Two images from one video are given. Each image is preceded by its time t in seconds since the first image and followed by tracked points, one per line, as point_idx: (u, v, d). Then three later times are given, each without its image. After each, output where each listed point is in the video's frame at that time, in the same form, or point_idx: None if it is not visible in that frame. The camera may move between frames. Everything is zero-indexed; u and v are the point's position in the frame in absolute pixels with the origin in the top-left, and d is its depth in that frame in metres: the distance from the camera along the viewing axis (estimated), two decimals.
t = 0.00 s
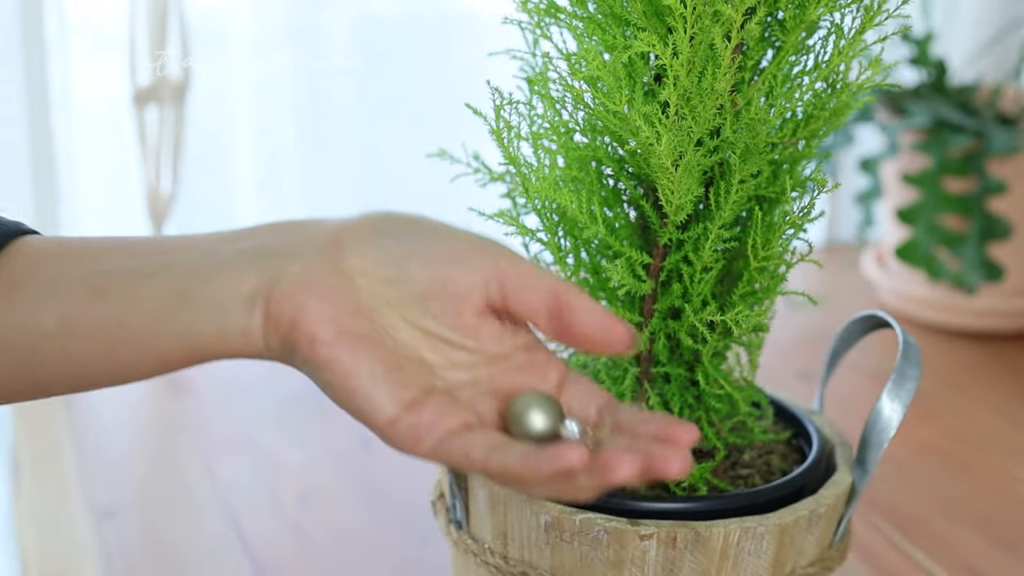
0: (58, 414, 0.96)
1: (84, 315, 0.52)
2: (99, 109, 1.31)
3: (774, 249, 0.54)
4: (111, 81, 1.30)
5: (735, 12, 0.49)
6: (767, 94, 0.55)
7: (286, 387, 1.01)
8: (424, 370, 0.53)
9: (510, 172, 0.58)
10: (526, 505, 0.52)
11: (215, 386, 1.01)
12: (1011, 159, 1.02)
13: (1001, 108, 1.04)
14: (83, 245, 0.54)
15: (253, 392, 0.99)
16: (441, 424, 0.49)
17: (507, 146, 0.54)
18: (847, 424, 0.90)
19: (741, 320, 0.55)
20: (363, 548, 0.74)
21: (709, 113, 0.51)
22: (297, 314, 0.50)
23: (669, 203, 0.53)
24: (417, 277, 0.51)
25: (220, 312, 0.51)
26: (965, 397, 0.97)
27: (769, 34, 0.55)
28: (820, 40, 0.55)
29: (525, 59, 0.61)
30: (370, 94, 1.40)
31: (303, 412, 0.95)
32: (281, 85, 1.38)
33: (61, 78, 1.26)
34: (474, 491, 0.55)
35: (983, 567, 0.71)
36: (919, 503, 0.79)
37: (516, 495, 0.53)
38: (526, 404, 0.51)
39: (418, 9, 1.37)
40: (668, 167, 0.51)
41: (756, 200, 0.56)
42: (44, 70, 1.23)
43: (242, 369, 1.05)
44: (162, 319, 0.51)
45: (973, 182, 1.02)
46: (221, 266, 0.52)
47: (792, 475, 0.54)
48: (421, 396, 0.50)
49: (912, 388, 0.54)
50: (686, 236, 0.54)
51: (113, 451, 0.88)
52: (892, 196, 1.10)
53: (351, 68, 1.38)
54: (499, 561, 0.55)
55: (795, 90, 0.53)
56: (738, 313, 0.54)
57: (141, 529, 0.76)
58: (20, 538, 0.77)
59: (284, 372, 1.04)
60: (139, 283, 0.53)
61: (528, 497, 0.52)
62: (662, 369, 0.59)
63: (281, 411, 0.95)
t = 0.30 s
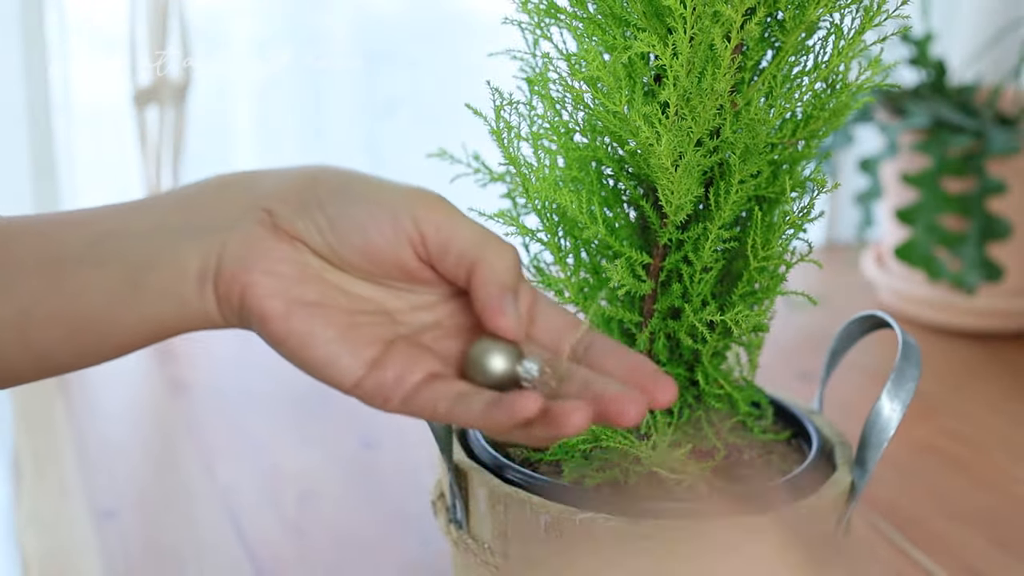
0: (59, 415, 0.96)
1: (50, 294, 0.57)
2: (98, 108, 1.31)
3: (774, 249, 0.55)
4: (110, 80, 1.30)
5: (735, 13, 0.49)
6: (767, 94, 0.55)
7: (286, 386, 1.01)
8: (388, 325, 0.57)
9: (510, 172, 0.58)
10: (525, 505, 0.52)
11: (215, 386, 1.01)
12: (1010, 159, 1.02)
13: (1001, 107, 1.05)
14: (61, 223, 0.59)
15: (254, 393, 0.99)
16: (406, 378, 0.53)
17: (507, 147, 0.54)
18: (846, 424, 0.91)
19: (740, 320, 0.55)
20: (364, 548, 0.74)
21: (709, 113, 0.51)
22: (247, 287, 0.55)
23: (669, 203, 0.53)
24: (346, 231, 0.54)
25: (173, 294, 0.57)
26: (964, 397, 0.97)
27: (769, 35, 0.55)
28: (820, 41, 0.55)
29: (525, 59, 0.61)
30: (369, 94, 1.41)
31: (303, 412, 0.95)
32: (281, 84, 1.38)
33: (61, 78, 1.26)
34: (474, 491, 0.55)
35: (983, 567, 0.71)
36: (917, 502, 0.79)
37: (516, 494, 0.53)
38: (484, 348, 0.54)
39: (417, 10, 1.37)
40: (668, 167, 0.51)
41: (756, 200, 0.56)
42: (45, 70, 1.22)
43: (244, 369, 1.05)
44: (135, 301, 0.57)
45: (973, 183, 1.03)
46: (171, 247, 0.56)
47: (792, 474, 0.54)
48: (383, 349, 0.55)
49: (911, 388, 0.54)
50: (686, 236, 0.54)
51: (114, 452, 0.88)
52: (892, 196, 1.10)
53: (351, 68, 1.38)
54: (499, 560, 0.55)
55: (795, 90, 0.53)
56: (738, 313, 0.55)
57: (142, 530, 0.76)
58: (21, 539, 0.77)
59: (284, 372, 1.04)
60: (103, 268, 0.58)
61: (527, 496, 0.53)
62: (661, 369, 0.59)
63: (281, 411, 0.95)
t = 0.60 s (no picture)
0: (57, 418, 0.95)
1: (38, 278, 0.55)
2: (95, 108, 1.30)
3: (777, 248, 0.54)
4: (106, 82, 1.30)
5: (737, 8, 0.48)
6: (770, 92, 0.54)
7: (286, 387, 1.00)
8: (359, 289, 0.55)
9: (510, 170, 0.58)
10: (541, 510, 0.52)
11: (216, 388, 1.00)
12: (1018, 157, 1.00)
13: (1008, 105, 1.02)
14: (20, 198, 0.54)
15: (252, 395, 0.99)
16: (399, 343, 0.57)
17: (507, 145, 0.55)
18: (849, 426, 0.90)
19: (743, 320, 0.54)
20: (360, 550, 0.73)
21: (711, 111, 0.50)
22: (198, 312, 0.57)
23: (670, 202, 0.52)
24: (258, 294, 0.52)
25: (162, 286, 0.56)
26: (969, 398, 0.96)
27: (773, 31, 0.54)
28: (824, 37, 0.54)
29: (525, 56, 0.60)
30: (368, 94, 1.40)
31: (302, 413, 0.95)
32: (280, 85, 1.38)
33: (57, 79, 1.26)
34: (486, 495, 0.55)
35: (984, 568, 0.70)
36: (922, 504, 0.78)
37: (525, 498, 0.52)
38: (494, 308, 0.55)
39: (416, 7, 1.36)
40: (669, 165, 0.50)
41: (760, 199, 0.56)
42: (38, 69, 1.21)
43: (241, 369, 1.05)
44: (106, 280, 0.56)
45: (977, 181, 1.02)
46: (137, 251, 0.54)
47: (796, 477, 0.53)
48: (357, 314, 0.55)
49: (916, 389, 0.53)
50: (688, 236, 0.54)
51: (110, 454, 0.88)
52: (897, 194, 1.09)
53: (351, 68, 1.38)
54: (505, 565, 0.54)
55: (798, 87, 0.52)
56: (741, 313, 0.54)
57: (138, 533, 0.76)
58: (16, 542, 0.76)
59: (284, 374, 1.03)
60: (77, 245, 0.55)
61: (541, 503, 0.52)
62: (663, 370, 0.58)
63: (279, 413, 0.95)
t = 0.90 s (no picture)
0: (56, 419, 0.95)
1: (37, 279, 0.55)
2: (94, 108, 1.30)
3: (777, 248, 0.54)
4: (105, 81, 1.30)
5: (737, 9, 0.48)
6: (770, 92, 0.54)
7: (284, 387, 1.00)
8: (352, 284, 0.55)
9: (510, 170, 0.58)
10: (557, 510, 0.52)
11: (216, 389, 1.00)
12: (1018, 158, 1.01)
13: (1007, 104, 1.04)
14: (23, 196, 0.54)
15: (251, 396, 0.98)
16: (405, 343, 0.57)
17: (507, 145, 0.55)
18: (850, 426, 0.90)
19: (743, 320, 0.54)
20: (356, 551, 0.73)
21: (710, 111, 0.50)
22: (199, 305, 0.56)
23: (670, 202, 0.52)
24: (256, 283, 0.51)
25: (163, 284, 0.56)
26: (970, 398, 0.96)
27: (772, 31, 0.54)
28: (824, 37, 0.54)
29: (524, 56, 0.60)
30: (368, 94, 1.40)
31: (301, 413, 0.95)
32: (280, 84, 1.38)
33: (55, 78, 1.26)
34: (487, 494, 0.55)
35: (985, 568, 0.70)
36: (923, 504, 0.78)
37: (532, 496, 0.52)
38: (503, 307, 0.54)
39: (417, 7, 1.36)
40: (669, 165, 0.50)
41: (759, 199, 0.56)
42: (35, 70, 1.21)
43: (240, 369, 1.05)
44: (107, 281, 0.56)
45: (977, 181, 1.02)
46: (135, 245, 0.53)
47: (796, 478, 0.53)
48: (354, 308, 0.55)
49: (916, 389, 0.53)
50: (688, 236, 0.54)
51: (109, 454, 0.87)
52: (898, 194, 1.09)
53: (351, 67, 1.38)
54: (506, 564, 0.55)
55: (798, 87, 0.52)
56: (741, 313, 0.54)
57: (136, 534, 0.76)
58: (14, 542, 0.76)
59: (283, 374, 1.03)
60: (78, 242, 0.54)
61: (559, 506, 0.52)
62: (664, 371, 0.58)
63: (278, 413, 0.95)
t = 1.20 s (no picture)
0: (56, 417, 0.95)
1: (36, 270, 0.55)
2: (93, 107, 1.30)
3: (777, 248, 0.54)
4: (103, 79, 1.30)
5: (737, 9, 0.48)
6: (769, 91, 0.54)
7: (282, 386, 1.00)
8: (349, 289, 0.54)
9: (510, 170, 0.58)
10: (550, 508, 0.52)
11: (215, 388, 1.00)
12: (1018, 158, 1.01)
13: (1007, 104, 1.04)
14: (22, 192, 0.55)
15: (250, 395, 0.99)
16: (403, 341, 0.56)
17: (507, 145, 0.55)
18: (850, 426, 0.90)
19: (743, 320, 0.54)
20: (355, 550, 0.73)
21: (711, 111, 0.50)
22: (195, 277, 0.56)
23: (670, 202, 0.52)
24: (257, 255, 0.51)
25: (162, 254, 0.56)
26: (971, 398, 0.96)
27: (772, 31, 0.54)
28: (824, 37, 0.54)
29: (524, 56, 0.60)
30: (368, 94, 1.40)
31: (300, 412, 0.95)
32: (280, 84, 1.37)
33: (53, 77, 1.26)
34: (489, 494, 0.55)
35: (985, 568, 0.70)
36: (923, 505, 0.78)
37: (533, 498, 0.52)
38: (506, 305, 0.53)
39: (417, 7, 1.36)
40: (670, 164, 0.50)
41: (759, 198, 0.56)
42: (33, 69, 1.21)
43: (240, 369, 1.05)
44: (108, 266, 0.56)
45: (977, 181, 1.02)
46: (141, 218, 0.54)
47: (796, 478, 0.53)
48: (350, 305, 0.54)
49: (915, 390, 0.53)
50: (688, 235, 0.54)
51: (109, 454, 0.88)
52: (898, 194, 1.09)
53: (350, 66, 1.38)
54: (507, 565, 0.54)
55: (798, 87, 0.52)
56: (740, 313, 0.54)
57: (136, 533, 0.76)
58: (14, 542, 0.76)
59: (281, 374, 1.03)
60: (81, 219, 0.55)
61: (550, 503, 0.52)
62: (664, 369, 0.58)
63: (277, 412, 0.95)
